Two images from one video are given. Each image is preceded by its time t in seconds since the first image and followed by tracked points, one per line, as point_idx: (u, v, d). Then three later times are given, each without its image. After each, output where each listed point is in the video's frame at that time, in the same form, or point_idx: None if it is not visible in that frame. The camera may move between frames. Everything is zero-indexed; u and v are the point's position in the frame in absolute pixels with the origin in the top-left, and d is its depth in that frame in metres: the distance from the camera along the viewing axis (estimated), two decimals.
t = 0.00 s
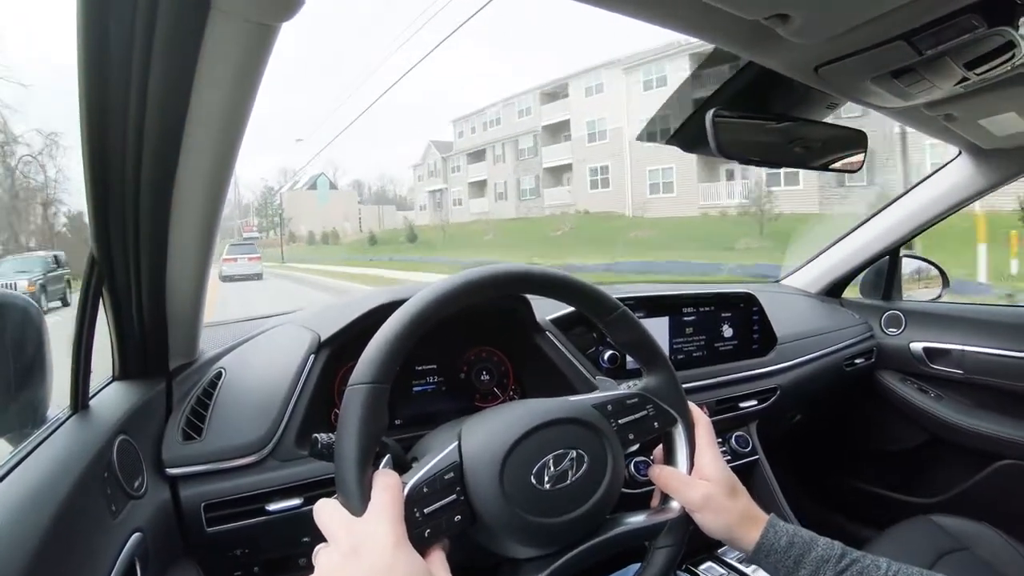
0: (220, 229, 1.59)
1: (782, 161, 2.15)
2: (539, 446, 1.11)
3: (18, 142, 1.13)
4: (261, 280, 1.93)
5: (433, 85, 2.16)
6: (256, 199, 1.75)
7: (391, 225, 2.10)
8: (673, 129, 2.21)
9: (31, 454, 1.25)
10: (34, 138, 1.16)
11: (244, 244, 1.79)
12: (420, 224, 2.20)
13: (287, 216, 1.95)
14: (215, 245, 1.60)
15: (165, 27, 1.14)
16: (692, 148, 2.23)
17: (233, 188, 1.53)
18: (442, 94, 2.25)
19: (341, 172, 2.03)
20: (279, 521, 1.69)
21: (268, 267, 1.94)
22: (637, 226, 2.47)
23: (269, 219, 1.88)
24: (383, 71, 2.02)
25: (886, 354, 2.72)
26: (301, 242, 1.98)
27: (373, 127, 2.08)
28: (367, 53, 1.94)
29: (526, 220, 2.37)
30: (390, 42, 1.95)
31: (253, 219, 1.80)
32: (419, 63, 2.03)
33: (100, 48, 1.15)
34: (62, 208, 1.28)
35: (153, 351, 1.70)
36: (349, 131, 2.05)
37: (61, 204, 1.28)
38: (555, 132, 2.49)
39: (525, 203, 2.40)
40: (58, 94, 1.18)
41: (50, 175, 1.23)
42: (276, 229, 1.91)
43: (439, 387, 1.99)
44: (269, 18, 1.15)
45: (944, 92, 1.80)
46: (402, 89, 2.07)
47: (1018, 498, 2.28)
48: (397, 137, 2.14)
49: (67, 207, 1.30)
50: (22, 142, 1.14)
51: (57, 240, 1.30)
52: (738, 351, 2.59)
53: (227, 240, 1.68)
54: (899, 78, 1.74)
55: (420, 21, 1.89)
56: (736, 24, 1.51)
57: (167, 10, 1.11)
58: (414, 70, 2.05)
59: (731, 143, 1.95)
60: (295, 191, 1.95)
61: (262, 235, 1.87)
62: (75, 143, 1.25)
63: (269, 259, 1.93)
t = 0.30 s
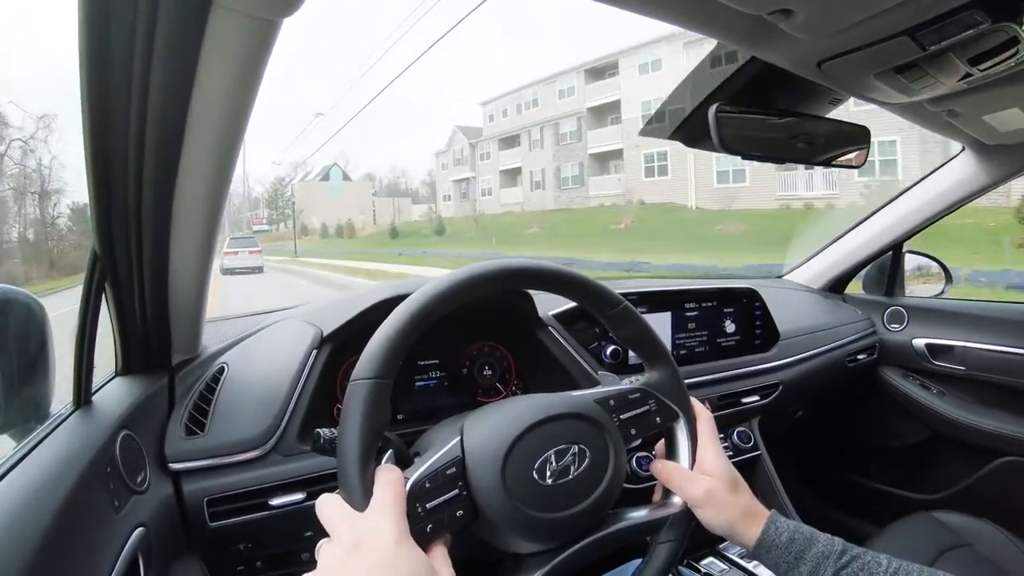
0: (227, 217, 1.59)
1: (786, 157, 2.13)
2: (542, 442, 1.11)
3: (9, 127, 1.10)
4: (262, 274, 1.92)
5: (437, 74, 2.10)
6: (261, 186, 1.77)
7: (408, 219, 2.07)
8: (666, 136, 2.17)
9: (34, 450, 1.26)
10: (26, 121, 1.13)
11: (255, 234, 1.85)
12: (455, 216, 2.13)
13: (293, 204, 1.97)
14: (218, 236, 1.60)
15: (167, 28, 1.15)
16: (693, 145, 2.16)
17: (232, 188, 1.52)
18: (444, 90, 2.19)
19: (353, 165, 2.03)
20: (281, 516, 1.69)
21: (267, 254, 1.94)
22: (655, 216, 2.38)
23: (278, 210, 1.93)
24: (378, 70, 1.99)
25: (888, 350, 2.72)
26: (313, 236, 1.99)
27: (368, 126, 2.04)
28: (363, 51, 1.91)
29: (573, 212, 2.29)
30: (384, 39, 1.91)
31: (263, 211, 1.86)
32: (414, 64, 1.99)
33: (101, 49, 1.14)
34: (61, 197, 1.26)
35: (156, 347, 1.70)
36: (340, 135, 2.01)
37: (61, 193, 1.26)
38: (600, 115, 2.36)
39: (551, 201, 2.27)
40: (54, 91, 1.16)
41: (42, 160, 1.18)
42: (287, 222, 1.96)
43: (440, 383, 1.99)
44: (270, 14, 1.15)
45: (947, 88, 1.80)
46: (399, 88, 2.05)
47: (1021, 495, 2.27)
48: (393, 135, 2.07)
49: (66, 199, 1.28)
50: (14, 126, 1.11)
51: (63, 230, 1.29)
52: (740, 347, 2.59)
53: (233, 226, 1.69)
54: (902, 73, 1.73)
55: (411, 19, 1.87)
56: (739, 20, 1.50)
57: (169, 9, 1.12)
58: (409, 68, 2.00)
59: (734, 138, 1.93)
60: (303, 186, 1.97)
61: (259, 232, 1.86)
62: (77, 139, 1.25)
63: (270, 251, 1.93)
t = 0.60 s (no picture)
0: (234, 215, 1.65)
1: (784, 155, 2.14)
2: (540, 439, 1.11)
3: None
4: (260, 272, 1.91)
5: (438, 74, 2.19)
6: (270, 186, 1.80)
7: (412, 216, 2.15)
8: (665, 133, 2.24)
9: (33, 448, 1.26)
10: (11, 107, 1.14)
11: (262, 229, 1.87)
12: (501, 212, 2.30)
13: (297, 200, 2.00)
14: (218, 232, 1.60)
15: (166, 25, 1.14)
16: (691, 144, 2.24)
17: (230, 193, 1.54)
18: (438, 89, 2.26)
19: (363, 159, 2.09)
20: (280, 514, 1.69)
21: (265, 253, 1.92)
22: (637, 216, 2.53)
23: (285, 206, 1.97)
24: (374, 68, 1.98)
25: (887, 348, 2.72)
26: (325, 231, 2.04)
27: (367, 123, 2.03)
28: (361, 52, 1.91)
29: (620, 203, 2.52)
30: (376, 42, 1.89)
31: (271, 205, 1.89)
32: (408, 65, 2.00)
33: (101, 49, 1.14)
34: (57, 191, 1.28)
35: (155, 345, 1.69)
36: (341, 131, 2.02)
37: (55, 186, 1.27)
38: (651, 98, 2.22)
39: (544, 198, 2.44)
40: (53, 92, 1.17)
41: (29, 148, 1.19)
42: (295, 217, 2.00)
43: (440, 380, 1.99)
44: (269, 11, 1.15)
45: (947, 86, 1.80)
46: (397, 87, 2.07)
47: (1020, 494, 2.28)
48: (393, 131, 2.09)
49: (65, 194, 1.30)
50: None
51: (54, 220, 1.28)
52: (739, 345, 2.60)
53: (243, 222, 1.75)
54: (903, 72, 1.73)
55: (404, 18, 1.84)
56: (739, 18, 1.50)
57: (168, 8, 1.11)
58: (403, 70, 2.02)
59: (733, 136, 1.94)
60: (312, 182, 2.03)
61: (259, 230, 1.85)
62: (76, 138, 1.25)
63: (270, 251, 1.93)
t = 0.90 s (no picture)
0: (238, 212, 1.67)
1: (784, 155, 2.14)
2: (540, 439, 1.11)
3: None
4: (256, 269, 1.90)
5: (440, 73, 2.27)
6: (278, 180, 1.91)
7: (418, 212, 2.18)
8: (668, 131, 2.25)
9: (32, 448, 1.26)
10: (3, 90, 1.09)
11: (269, 226, 1.92)
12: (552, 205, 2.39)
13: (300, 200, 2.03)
14: (218, 231, 1.60)
15: (165, 22, 1.14)
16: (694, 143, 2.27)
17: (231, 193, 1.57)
18: (435, 87, 2.31)
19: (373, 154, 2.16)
20: (279, 514, 1.69)
21: (267, 252, 1.94)
22: (643, 214, 2.48)
23: (294, 202, 2.02)
24: (373, 64, 2.04)
25: (886, 348, 2.72)
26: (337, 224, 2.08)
27: (366, 119, 2.11)
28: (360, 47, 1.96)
29: (666, 198, 2.46)
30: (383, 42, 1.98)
31: (278, 199, 1.94)
32: (407, 61, 2.05)
33: (100, 48, 1.14)
34: (52, 185, 1.24)
35: (155, 345, 1.69)
36: (339, 128, 2.11)
37: (50, 179, 1.23)
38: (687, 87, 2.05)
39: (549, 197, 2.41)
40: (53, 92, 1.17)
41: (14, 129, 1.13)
42: (302, 214, 2.03)
43: (439, 379, 1.99)
44: (269, 11, 1.14)
45: (946, 86, 1.80)
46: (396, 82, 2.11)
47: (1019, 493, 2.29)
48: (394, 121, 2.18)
49: (62, 189, 1.27)
50: None
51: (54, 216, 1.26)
52: (738, 344, 2.60)
53: (251, 217, 1.80)
54: (902, 71, 1.73)
55: (399, 16, 1.89)
56: (738, 18, 1.50)
57: (167, 6, 1.11)
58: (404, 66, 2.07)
59: (732, 136, 1.93)
60: (321, 179, 2.07)
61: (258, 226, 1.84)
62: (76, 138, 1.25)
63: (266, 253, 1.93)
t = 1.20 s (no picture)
0: (242, 210, 1.68)
1: (784, 156, 2.14)
2: (538, 439, 1.11)
3: None
4: (253, 267, 1.86)
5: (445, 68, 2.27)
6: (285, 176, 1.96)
7: (436, 208, 2.18)
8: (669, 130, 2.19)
9: (31, 446, 1.25)
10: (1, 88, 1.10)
11: (277, 222, 1.94)
12: (611, 198, 2.41)
13: (306, 200, 2.01)
14: (218, 229, 1.59)
15: (165, 20, 1.14)
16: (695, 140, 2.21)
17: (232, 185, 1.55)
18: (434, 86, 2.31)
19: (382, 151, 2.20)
20: (277, 513, 1.69)
21: (275, 248, 1.95)
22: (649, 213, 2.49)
23: (303, 199, 2.01)
24: (374, 59, 2.04)
25: (885, 349, 2.72)
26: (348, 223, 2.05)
27: (367, 114, 2.13)
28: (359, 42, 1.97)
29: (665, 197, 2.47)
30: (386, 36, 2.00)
31: (286, 193, 1.97)
32: (409, 53, 2.05)
33: (100, 47, 1.15)
34: (47, 178, 1.23)
35: (153, 343, 1.69)
36: (342, 122, 2.10)
37: (46, 173, 1.22)
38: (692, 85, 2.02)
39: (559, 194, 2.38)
40: (53, 92, 1.17)
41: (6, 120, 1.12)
42: (309, 211, 2.01)
43: (438, 379, 1.99)
44: (269, 8, 1.14)
45: (946, 88, 1.80)
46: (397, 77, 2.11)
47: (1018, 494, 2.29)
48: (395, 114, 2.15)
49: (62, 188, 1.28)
50: None
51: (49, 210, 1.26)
52: (737, 345, 2.60)
53: (256, 213, 1.78)
54: (902, 73, 1.73)
55: (399, 10, 1.90)
56: (738, 18, 1.50)
57: (167, 4, 1.11)
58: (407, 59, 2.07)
59: (732, 136, 1.93)
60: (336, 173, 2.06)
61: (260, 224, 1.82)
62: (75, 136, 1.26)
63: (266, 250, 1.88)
